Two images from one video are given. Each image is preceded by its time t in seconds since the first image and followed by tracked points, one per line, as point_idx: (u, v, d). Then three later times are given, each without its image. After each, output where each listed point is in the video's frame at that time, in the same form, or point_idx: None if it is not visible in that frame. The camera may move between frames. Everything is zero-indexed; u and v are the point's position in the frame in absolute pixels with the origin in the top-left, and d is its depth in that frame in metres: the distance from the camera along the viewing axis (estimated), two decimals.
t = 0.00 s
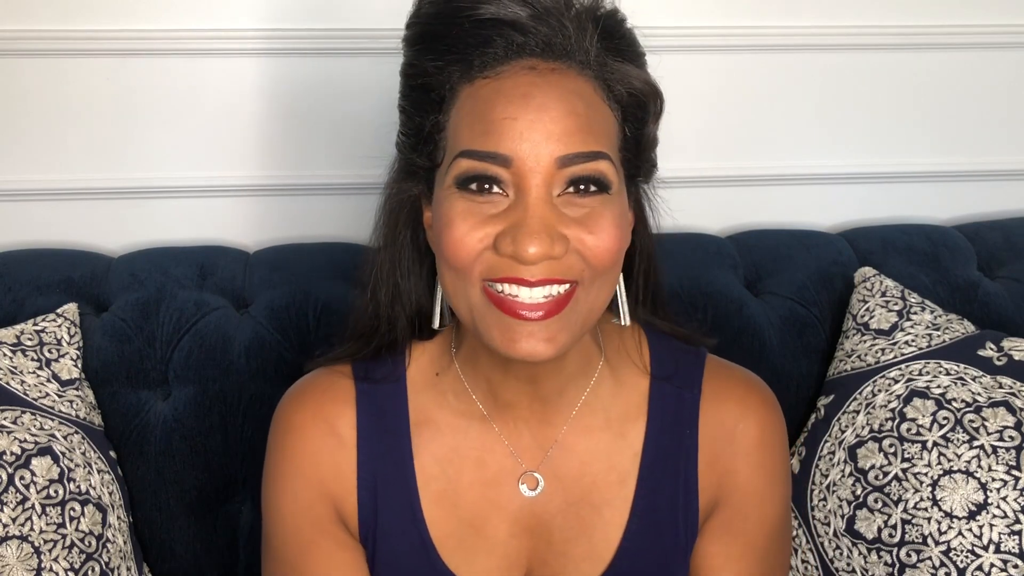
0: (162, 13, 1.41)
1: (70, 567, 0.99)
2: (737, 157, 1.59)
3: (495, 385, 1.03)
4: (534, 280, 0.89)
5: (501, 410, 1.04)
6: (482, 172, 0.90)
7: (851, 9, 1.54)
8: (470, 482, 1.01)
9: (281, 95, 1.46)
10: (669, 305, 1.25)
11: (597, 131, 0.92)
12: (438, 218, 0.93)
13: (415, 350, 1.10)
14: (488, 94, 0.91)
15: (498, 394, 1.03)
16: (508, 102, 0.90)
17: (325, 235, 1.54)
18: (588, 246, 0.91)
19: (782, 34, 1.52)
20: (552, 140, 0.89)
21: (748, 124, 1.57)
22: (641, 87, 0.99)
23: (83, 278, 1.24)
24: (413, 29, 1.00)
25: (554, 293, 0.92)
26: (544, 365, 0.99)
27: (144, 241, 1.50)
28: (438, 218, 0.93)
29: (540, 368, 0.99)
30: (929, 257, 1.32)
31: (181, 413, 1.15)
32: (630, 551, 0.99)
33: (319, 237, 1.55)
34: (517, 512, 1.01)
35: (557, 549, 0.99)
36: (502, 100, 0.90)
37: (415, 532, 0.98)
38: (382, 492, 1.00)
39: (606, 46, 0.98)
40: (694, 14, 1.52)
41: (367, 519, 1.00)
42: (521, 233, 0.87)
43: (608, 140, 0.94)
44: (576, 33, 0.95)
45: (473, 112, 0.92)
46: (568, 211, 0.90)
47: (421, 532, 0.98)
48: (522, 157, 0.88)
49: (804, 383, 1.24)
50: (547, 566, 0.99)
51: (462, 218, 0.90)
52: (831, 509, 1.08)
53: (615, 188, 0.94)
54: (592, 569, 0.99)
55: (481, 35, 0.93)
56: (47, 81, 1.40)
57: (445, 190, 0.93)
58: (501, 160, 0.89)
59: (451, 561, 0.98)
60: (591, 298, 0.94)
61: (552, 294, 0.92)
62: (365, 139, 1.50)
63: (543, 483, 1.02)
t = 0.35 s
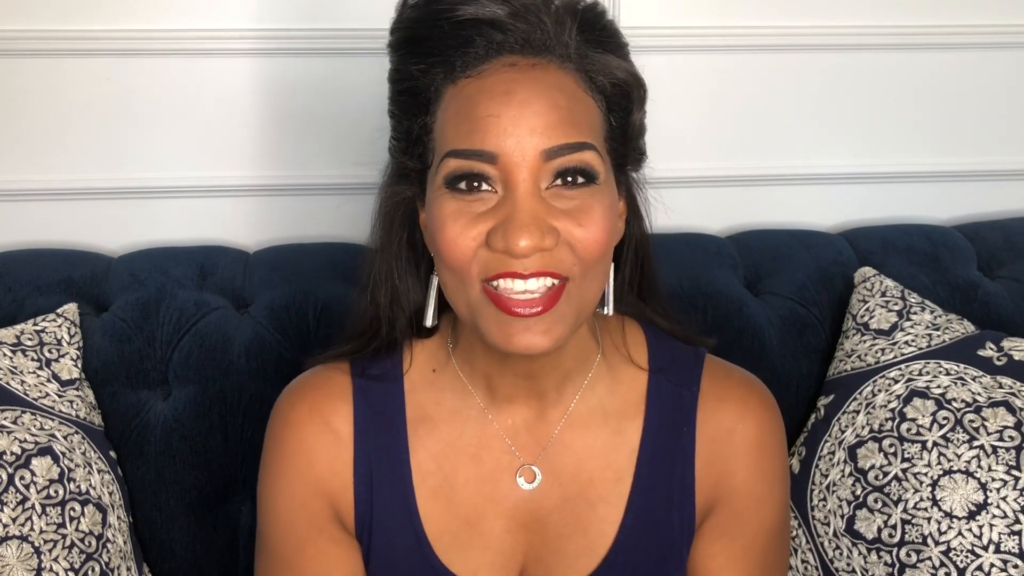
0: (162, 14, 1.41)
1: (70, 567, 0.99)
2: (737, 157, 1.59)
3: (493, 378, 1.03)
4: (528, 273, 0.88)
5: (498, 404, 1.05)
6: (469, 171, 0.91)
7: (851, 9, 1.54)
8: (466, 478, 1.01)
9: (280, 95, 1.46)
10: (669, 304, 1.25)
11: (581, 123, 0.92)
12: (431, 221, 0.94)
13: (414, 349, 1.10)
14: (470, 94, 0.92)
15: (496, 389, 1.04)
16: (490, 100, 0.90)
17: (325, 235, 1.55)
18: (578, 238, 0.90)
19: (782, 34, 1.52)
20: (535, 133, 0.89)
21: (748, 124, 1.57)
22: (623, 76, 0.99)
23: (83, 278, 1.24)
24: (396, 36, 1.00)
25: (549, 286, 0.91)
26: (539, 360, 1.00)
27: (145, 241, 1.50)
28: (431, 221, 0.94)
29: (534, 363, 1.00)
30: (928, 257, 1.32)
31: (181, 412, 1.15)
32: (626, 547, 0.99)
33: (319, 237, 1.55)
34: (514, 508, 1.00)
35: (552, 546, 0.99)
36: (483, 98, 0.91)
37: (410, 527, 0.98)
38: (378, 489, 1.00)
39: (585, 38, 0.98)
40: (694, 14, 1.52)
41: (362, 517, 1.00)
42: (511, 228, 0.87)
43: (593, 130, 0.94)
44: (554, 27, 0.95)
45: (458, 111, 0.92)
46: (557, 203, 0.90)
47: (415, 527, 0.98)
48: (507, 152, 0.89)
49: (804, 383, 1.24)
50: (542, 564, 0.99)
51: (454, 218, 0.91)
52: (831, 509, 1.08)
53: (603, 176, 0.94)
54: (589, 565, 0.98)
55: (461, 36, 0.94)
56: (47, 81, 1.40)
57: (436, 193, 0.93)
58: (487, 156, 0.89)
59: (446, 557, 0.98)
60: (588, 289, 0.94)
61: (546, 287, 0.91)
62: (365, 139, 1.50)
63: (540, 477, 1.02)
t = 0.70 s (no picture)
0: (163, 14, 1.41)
1: (70, 567, 0.99)
2: (737, 157, 1.59)
3: (497, 369, 1.04)
4: (530, 253, 0.88)
5: (501, 394, 1.05)
6: (457, 162, 0.91)
7: (853, 9, 1.53)
8: (472, 472, 1.01)
9: (281, 95, 1.46)
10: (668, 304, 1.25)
11: (556, 101, 0.93)
12: (427, 220, 0.93)
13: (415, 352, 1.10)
14: (443, 91, 0.92)
15: (502, 380, 1.05)
16: (465, 91, 0.91)
17: (325, 235, 1.55)
18: (571, 212, 0.90)
19: (783, 34, 1.51)
20: (514, 114, 0.89)
21: (748, 124, 1.57)
22: (586, 55, 1.00)
23: (83, 278, 1.24)
24: (362, 49, 1.00)
25: (551, 266, 0.90)
26: (543, 349, 1.00)
27: (145, 241, 1.50)
28: (427, 220, 0.93)
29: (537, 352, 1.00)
30: (928, 257, 1.32)
31: (181, 412, 1.15)
32: (638, 540, 0.98)
33: (320, 237, 1.55)
34: (524, 501, 1.00)
35: (564, 539, 0.98)
36: (459, 90, 0.91)
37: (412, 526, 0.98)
38: (380, 490, 0.99)
39: (545, 23, 0.99)
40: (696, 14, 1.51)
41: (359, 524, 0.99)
42: (506, 208, 0.86)
43: (569, 108, 0.95)
44: (514, 16, 0.96)
45: (435, 107, 0.93)
46: (546, 181, 0.90)
47: (417, 526, 0.98)
48: (490, 138, 0.89)
49: (804, 383, 1.24)
50: (553, 558, 0.98)
51: (450, 213, 0.90)
52: (831, 509, 1.08)
53: (584, 151, 0.95)
54: (601, 559, 0.98)
55: (426, 37, 0.94)
56: (48, 82, 1.40)
57: (428, 192, 0.93)
58: (472, 144, 0.89)
59: (452, 552, 0.97)
60: (589, 265, 0.92)
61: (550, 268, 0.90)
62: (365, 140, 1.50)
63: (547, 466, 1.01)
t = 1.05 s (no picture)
0: (162, 14, 1.41)
1: (71, 567, 0.99)
2: (737, 157, 1.59)
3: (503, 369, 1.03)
4: (529, 266, 0.88)
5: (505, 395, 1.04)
6: (456, 174, 0.91)
7: (853, 9, 1.53)
8: (476, 474, 1.00)
9: (281, 95, 1.46)
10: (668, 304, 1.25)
11: (555, 109, 0.93)
12: (428, 230, 0.94)
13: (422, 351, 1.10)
14: (442, 102, 0.92)
15: (506, 380, 1.03)
16: (463, 102, 0.90)
17: (325, 235, 1.55)
18: (569, 223, 0.90)
19: (783, 34, 1.51)
20: (512, 127, 0.89)
21: (748, 124, 1.57)
22: (587, 58, 0.99)
23: (83, 278, 1.24)
24: (362, 55, 1.00)
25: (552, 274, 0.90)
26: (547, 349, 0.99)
27: (145, 241, 1.50)
28: (428, 231, 0.94)
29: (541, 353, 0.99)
30: (928, 257, 1.32)
31: (180, 412, 1.15)
32: (643, 542, 0.97)
33: (320, 238, 1.55)
34: (527, 503, 0.99)
35: (568, 541, 0.97)
36: (457, 101, 0.91)
37: (417, 523, 0.98)
38: (385, 488, 0.99)
39: (545, 26, 0.98)
40: (695, 14, 1.51)
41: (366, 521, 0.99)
42: (505, 221, 0.87)
43: (568, 115, 0.94)
44: (512, 23, 0.95)
45: (434, 117, 0.93)
46: (545, 192, 0.90)
47: (423, 523, 0.98)
48: (488, 150, 0.89)
49: (804, 383, 1.24)
50: (557, 560, 0.97)
51: (450, 225, 0.91)
52: (831, 509, 1.08)
53: (584, 159, 0.94)
54: (605, 561, 0.97)
55: (424, 47, 0.93)
56: (47, 82, 1.40)
57: (428, 202, 0.93)
58: (470, 156, 0.89)
59: (456, 552, 0.97)
60: (589, 275, 0.93)
61: (550, 277, 0.90)
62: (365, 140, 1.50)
63: (552, 467, 1.00)
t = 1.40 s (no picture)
0: (162, 14, 1.41)
1: (71, 567, 0.99)
2: (737, 157, 1.59)
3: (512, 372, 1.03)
4: (540, 264, 0.88)
5: (515, 397, 1.03)
6: (465, 170, 0.91)
7: (853, 9, 1.53)
8: (486, 476, 0.99)
9: (281, 96, 1.46)
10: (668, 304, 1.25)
11: (563, 105, 0.93)
12: (438, 228, 0.94)
13: (432, 354, 1.10)
14: (449, 99, 0.93)
15: (517, 382, 1.03)
16: (471, 98, 0.91)
17: (325, 235, 1.55)
18: (578, 219, 0.89)
19: (783, 34, 1.51)
20: (521, 121, 0.89)
21: (749, 124, 1.57)
22: (595, 57, 0.99)
23: (83, 278, 1.24)
24: (371, 57, 1.00)
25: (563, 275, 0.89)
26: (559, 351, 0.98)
27: (145, 241, 1.50)
28: (438, 229, 0.94)
29: (553, 354, 0.98)
30: (929, 257, 1.32)
31: (181, 412, 1.15)
32: (653, 543, 0.97)
33: (319, 237, 1.55)
34: (538, 505, 0.98)
35: (579, 542, 0.96)
36: (465, 98, 0.91)
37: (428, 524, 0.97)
38: (394, 490, 0.99)
39: (552, 26, 0.98)
40: (695, 14, 1.51)
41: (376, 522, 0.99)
42: (515, 215, 0.86)
43: (577, 112, 0.94)
44: (520, 22, 0.95)
45: (442, 114, 0.93)
46: (554, 186, 0.90)
47: (434, 524, 0.97)
48: (497, 145, 0.89)
49: (804, 383, 1.24)
50: (568, 561, 0.96)
51: (460, 221, 0.91)
52: (831, 509, 1.08)
53: (593, 154, 0.94)
54: (616, 562, 0.96)
55: (432, 46, 0.93)
56: (47, 82, 1.40)
57: (438, 200, 0.93)
58: (479, 152, 0.90)
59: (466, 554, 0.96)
60: (600, 271, 0.92)
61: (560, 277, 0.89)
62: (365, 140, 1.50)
63: (563, 470, 1.00)
